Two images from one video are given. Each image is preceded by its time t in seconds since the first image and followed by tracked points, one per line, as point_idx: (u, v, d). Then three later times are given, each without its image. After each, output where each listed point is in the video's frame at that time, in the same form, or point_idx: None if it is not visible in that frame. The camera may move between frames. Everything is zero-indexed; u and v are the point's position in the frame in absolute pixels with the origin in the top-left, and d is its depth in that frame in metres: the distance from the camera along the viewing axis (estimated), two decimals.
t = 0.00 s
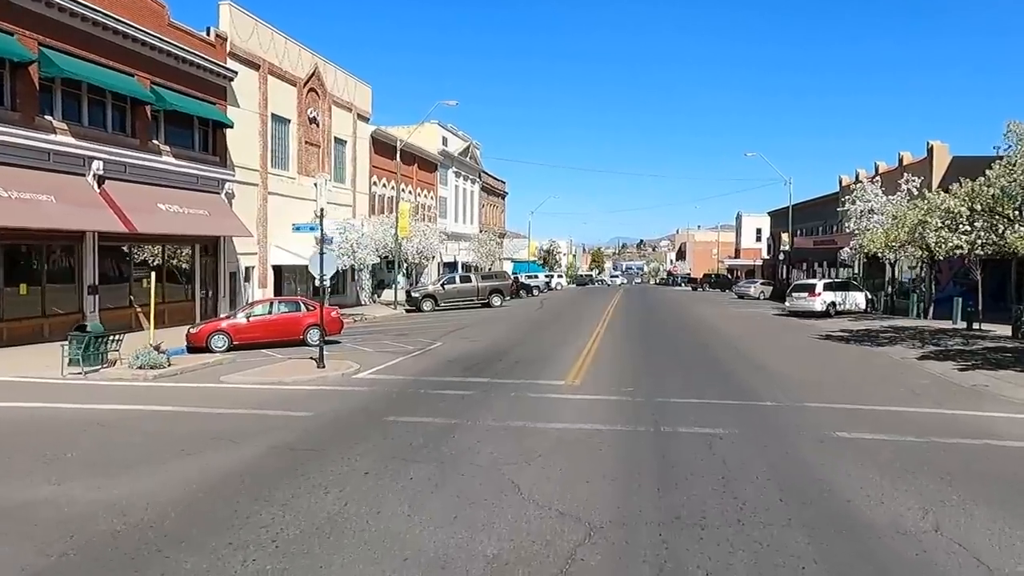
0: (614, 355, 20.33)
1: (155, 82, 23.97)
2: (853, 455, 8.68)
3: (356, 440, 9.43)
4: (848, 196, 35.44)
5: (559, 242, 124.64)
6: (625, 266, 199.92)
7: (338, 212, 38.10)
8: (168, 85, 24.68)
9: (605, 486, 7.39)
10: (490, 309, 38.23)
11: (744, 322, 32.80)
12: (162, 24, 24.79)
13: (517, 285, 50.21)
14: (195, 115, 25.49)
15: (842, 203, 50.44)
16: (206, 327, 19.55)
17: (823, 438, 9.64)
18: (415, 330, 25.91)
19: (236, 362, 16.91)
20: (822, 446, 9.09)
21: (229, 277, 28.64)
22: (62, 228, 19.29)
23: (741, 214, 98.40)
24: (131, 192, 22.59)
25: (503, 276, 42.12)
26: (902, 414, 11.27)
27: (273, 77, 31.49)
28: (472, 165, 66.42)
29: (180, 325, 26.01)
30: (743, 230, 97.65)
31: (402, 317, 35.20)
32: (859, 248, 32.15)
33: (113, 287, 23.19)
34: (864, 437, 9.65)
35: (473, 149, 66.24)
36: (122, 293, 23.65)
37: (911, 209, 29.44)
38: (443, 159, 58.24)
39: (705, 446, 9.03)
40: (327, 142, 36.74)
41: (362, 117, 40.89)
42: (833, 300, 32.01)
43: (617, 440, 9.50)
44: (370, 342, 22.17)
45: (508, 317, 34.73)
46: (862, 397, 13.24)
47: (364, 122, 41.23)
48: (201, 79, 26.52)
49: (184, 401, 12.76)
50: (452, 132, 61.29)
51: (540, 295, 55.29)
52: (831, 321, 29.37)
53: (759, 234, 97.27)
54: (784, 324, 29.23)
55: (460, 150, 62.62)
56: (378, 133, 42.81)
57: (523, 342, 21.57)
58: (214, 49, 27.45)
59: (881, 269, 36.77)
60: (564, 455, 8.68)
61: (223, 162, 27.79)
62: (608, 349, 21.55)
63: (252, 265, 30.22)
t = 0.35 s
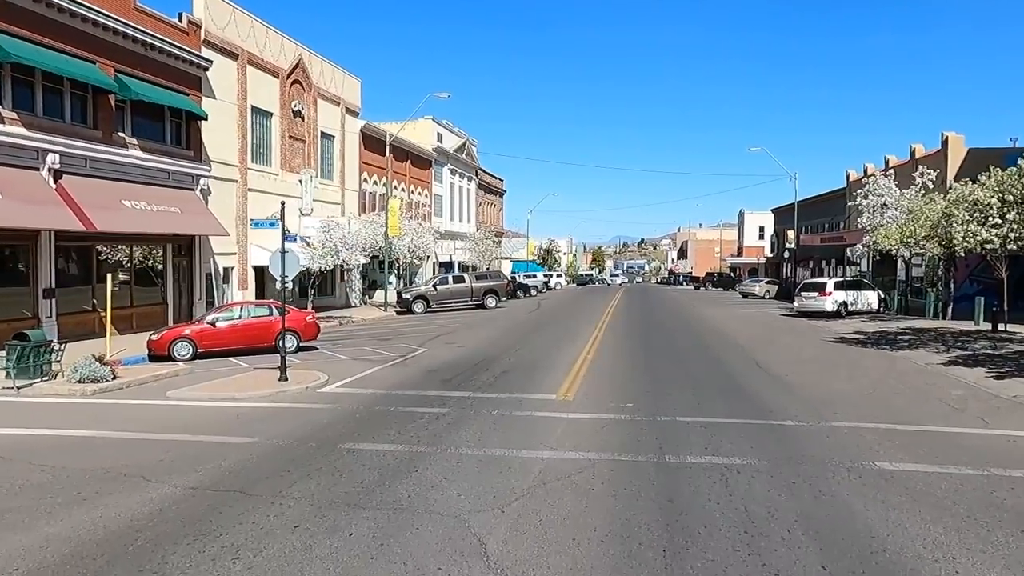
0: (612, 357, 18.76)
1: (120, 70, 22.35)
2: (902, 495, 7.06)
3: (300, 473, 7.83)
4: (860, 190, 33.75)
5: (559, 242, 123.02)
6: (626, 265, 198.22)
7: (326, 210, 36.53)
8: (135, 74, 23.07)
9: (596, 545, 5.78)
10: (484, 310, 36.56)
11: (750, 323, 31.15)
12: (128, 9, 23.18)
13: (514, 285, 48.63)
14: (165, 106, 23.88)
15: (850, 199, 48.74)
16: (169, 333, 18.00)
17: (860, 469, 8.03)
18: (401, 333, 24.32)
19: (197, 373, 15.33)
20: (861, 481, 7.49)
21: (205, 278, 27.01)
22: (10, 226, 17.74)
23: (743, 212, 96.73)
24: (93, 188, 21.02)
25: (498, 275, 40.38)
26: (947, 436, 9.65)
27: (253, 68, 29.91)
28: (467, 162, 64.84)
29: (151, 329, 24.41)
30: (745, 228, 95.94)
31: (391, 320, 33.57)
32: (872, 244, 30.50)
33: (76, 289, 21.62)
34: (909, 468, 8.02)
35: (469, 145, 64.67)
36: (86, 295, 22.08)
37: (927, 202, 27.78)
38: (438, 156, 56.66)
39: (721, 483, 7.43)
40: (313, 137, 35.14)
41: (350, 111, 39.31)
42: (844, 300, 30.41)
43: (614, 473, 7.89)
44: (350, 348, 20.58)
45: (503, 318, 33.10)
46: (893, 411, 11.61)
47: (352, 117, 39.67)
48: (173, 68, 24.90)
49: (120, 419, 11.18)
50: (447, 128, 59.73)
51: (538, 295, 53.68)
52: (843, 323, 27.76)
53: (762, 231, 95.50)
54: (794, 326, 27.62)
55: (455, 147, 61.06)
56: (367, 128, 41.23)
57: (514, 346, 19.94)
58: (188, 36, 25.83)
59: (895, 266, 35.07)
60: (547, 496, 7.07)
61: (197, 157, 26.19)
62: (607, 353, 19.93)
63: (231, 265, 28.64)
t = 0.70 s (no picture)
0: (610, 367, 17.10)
1: (79, 52, 20.65)
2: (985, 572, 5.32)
3: (206, 529, 6.14)
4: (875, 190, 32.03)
5: (559, 243, 121.27)
6: (627, 267, 196.45)
7: (313, 207, 34.90)
8: (97, 56, 21.36)
9: None
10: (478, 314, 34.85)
11: (757, 329, 29.43)
12: None
13: (509, 286, 46.96)
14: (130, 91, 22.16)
15: (859, 200, 47.02)
16: (121, 337, 16.32)
17: (920, 529, 6.29)
18: (384, 338, 22.60)
19: (143, 384, 13.65)
20: (926, 549, 5.78)
21: (177, 277, 25.23)
22: None
23: (747, 214, 94.95)
24: (46, 179, 19.34)
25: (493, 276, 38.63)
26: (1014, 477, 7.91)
27: (232, 55, 28.22)
28: (465, 160, 63.22)
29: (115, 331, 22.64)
30: (749, 230, 94.17)
31: (378, 323, 31.87)
32: (888, 246, 28.78)
33: (28, 288, 19.91)
34: (983, 527, 6.29)
35: (467, 143, 62.99)
36: (41, 295, 20.37)
37: (948, 202, 26.06)
38: (434, 153, 55.03)
39: (747, 549, 5.74)
40: (299, 130, 33.45)
41: (340, 104, 37.64)
42: (857, 305, 28.71)
43: (607, 533, 6.16)
44: (325, 355, 18.91)
45: (496, 322, 31.38)
46: (937, 439, 9.88)
47: (342, 110, 38.03)
48: (142, 52, 23.19)
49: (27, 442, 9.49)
50: (444, 124, 58.12)
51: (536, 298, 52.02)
52: (858, 330, 26.03)
53: (766, 234, 93.75)
54: (806, 333, 25.88)
55: (452, 144, 59.38)
56: (358, 122, 39.60)
57: (503, 354, 18.26)
58: (159, 18, 24.14)
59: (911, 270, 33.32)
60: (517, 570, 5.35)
61: (169, 147, 24.48)
62: (605, 362, 18.25)
63: (207, 263, 26.98)
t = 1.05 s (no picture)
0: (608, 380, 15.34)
1: (26, 36, 18.92)
2: None
3: None
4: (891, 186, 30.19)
5: (559, 245, 119.68)
6: (628, 269, 194.54)
7: (296, 207, 33.15)
8: (48, 41, 19.62)
9: None
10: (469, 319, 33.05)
11: (766, 334, 27.63)
12: None
13: (505, 289, 45.17)
14: (86, 80, 20.44)
15: (869, 198, 45.15)
16: (59, 349, 14.49)
17: None
18: (363, 348, 20.82)
19: (68, 405, 11.88)
20: None
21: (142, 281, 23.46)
22: None
23: (750, 214, 93.15)
24: None
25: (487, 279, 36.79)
26: None
27: (205, 44, 26.46)
28: (460, 160, 61.42)
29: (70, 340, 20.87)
30: (751, 231, 92.27)
31: (363, 329, 30.08)
32: (905, 246, 26.96)
33: None
34: None
35: (462, 141, 61.25)
36: None
37: (972, 198, 24.22)
38: (428, 152, 53.24)
39: None
40: (281, 125, 31.68)
41: (325, 100, 35.89)
42: (873, 309, 26.91)
43: None
44: (293, 367, 17.12)
45: (488, 328, 29.57)
46: (1004, 477, 8.08)
47: (328, 105, 36.29)
48: (100, 37, 21.42)
49: None
50: (438, 122, 56.35)
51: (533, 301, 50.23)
52: (875, 336, 24.23)
53: (769, 234, 91.88)
54: (819, 339, 24.09)
55: (447, 143, 57.65)
56: (345, 117, 37.86)
57: (489, 365, 16.47)
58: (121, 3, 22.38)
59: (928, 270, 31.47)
60: None
61: (132, 141, 22.72)
62: (602, 373, 16.46)
63: (178, 266, 25.22)
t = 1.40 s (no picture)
0: (602, 392, 13.55)
1: None
2: None
3: None
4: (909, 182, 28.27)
5: (558, 245, 117.85)
6: (628, 269, 192.70)
7: (277, 201, 31.32)
8: None
9: None
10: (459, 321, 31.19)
11: (774, 338, 25.80)
12: None
13: (499, 290, 43.33)
14: (32, 58, 18.59)
15: (881, 196, 43.22)
16: None
17: None
18: (335, 355, 18.96)
19: None
20: None
21: (101, 280, 21.62)
22: None
23: (753, 213, 91.23)
24: None
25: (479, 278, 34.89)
26: None
27: (173, 25, 24.60)
28: (456, 156, 59.52)
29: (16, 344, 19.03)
30: (754, 231, 90.39)
31: (346, 331, 28.24)
32: (926, 246, 25.05)
33: None
34: None
35: (457, 137, 59.36)
36: None
37: (1001, 194, 22.30)
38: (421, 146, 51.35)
39: None
40: (259, 114, 29.82)
41: (309, 89, 34.03)
42: (891, 313, 25.03)
43: None
44: (250, 377, 15.28)
45: (478, 331, 27.71)
46: None
47: (312, 94, 34.45)
48: (51, 13, 19.56)
49: None
50: (432, 116, 54.45)
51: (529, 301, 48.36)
52: (896, 344, 22.36)
53: (772, 234, 89.97)
54: (834, 346, 22.22)
55: (441, 138, 55.76)
56: (331, 108, 36.02)
57: (470, 376, 14.62)
58: None
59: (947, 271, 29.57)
60: None
61: (88, 128, 20.86)
62: (597, 383, 14.64)
63: (143, 264, 23.41)
